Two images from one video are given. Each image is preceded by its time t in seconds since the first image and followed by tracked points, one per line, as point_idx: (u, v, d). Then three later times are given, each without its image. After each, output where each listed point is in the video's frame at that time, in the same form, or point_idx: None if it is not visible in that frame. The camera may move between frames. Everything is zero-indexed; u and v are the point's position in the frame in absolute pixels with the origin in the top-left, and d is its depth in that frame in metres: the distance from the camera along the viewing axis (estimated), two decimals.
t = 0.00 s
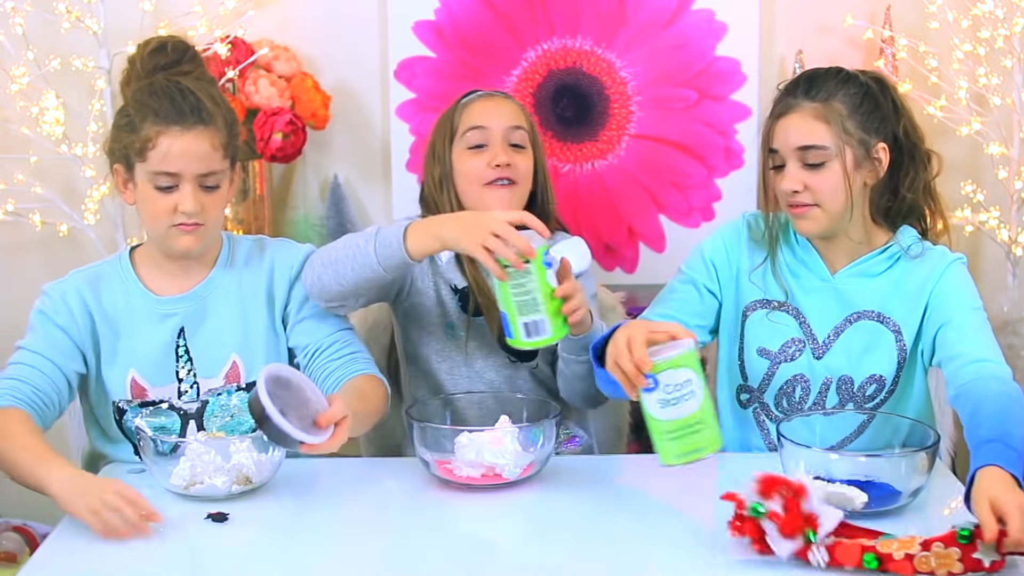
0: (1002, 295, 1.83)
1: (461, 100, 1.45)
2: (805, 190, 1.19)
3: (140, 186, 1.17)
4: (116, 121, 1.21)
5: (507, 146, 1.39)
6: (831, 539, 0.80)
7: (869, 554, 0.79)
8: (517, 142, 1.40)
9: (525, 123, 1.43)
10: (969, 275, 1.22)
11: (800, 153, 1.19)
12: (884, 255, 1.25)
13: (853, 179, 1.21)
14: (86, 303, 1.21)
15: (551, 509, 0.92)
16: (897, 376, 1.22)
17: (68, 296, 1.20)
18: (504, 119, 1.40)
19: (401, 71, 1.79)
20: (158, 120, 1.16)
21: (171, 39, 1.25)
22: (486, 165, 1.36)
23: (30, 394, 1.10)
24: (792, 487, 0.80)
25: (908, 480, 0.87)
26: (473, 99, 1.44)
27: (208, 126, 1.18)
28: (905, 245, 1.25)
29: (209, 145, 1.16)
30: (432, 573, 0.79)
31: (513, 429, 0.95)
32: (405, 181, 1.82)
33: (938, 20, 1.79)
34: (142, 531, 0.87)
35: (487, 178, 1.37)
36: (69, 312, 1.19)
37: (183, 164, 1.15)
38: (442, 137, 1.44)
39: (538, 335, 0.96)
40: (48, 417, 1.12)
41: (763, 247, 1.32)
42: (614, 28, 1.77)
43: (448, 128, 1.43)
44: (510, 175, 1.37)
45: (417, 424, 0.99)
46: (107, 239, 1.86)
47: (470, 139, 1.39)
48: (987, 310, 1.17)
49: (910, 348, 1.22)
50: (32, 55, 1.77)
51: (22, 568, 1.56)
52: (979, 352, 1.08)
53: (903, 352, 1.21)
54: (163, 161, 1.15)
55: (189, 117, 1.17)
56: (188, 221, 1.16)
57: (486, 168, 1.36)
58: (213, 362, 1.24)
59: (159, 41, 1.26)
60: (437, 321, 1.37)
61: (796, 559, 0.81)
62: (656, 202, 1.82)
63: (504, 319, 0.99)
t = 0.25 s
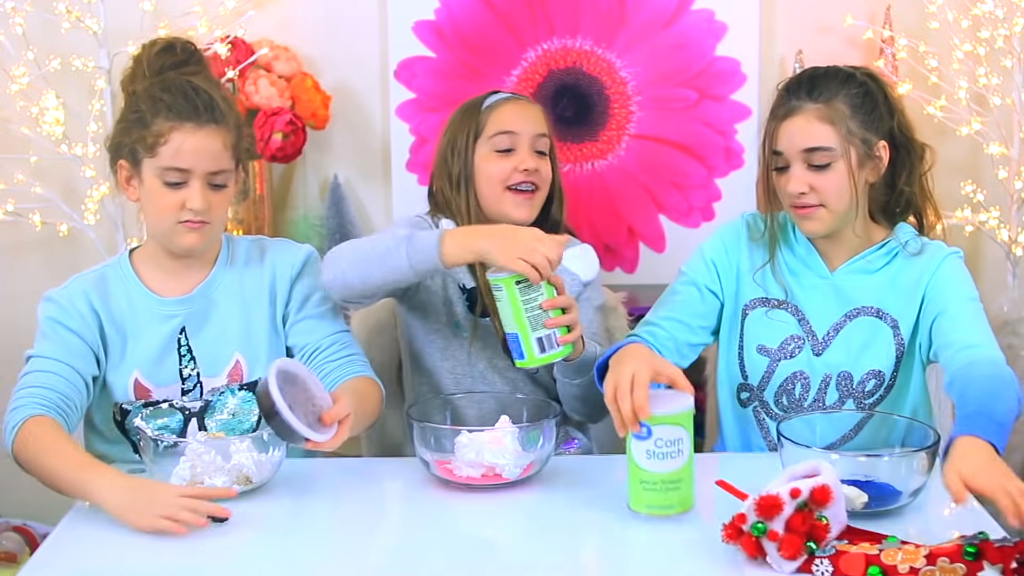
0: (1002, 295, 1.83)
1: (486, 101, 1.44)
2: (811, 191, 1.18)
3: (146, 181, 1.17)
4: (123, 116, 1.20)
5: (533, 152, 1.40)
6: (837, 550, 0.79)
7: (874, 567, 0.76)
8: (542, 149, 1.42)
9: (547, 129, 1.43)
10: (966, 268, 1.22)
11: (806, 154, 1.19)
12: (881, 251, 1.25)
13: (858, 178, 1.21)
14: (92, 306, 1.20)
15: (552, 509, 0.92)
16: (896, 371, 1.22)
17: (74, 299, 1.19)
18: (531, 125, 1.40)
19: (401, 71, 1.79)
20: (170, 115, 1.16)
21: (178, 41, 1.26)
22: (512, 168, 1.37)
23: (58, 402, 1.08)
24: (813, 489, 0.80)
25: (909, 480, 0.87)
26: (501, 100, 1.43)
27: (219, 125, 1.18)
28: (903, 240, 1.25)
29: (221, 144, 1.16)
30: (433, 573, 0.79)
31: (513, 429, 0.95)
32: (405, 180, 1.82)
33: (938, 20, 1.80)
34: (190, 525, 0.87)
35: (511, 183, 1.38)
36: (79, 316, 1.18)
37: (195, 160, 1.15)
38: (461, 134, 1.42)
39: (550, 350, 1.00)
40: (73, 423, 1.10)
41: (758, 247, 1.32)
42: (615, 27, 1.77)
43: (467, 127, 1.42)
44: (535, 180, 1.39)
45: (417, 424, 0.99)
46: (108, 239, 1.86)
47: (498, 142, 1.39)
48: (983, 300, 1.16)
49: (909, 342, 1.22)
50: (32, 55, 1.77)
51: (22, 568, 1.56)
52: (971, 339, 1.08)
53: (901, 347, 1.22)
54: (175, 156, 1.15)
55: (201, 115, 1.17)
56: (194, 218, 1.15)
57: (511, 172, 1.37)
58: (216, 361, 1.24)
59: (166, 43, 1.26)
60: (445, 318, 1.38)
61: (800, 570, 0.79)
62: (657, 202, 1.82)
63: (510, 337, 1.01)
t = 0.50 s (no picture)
0: (1002, 295, 1.83)
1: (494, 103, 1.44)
2: (810, 191, 1.18)
3: (149, 180, 1.17)
4: (127, 115, 1.20)
5: (541, 155, 1.40)
6: (837, 550, 0.79)
7: (874, 567, 0.76)
8: (549, 152, 1.42)
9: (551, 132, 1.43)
10: (964, 260, 1.21)
11: (805, 154, 1.18)
12: (878, 246, 1.25)
13: (856, 177, 1.21)
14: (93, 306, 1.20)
15: (552, 509, 0.92)
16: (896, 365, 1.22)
17: (75, 298, 1.19)
18: (538, 129, 1.40)
19: (401, 71, 1.79)
20: (174, 113, 1.16)
21: (182, 41, 1.26)
22: (519, 171, 1.37)
23: (60, 401, 1.08)
24: (812, 488, 0.80)
25: (908, 479, 0.87)
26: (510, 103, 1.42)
27: (223, 125, 1.18)
28: (899, 235, 1.25)
29: (225, 143, 1.16)
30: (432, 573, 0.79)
31: (514, 429, 0.95)
32: (405, 180, 1.82)
33: (938, 20, 1.80)
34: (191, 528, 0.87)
35: (517, 185, 1.37)
36: (80, 315, 1.18)
37: (199, 159, 1.14)
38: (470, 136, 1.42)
39: (557, 367, 1.01)
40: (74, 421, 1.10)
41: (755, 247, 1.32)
42: (615, 27, 1.77)
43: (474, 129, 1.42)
44: (542, 183, 1.39)
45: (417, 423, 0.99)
46: (108, 239, 1.86)
47: (505, 145, 1.39)
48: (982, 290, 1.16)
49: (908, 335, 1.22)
50: (32, 55, 1.77)
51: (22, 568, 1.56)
52: (974, 326, 1.08)
53: (901, 341, 1.22)
54: (180, 155, 1.14)
55: (207, 114, 1.17)
56: (197, 217, 1.15)
57: (519, 175, 1.37)
58: (217, 361, 1.24)
59: (169, 42, 1.26)
60: (456, 313, 1.38)
61: (800, 570, 0.79)
62: (657, 202, 1.82)
63: (520, 347, 1.02)
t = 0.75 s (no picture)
0: (1002, 295, 1.83)
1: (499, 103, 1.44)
2: (807, 191, 1.18)
3: (151, 180, 1.17)
4: (129, 115, 1.20)
5: (543, 155, 1.40)
6: (837, 550, 0.79)
7: (874, 567, 0.76)
8: (553, 152, 1.42)
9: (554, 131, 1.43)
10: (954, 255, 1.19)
11: (801, 154, 1.17)
12: (872, 245, 1.25)
13: (852, 176, 1.21)
14: (90, 308, 1.21)
15: (552, 509, 0.92)
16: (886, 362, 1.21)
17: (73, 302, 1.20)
18: (538, 129, 1.40)
19: (401, 71, 1.79)
20: (176, 114, 1.15)
21: (183, 42, 1.26)
22: (521, 171, 1.37)
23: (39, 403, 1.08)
24: (812, 488, 0.80)
25: (908, 479, 0.87)
26: (515, 103, 1.43)
27: (225, 126, 1.17)
28: (892, 235, 1.24)
29: (228, 144, 1.16)
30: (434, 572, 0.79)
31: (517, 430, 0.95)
32: (405, 180, 1.82)
33: (938, 21, 1.80)
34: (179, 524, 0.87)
35: (519, 184, 1.37)
36: (77, 318, 1.19)
37: (202, 160, 1.14)
38: (476, 135, 1.43)
39: (574, 376, 0.99)
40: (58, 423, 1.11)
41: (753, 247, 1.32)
42: (615, 27, 1.77)
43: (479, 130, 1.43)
44: (545, 183, 1.38)
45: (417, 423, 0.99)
46: (108, 239, 1.86)
47: (508, 145, 1.39)
48: (966, 282, 1.14)
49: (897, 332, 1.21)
50: (32, 55, 1.77)
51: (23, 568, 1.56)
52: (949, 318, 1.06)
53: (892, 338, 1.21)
54: (182, 156, 1.14)
55: (209, 115, 1.16)
56: (199, 217, 1.15)
57: (520, 174, 1.37)
58: (219, 362, 1.24)
59: (170, 42, 1.26)
60: (466, 305, 1.38)
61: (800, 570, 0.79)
62: (657, 202, 1.82)
63: (536, 358, 1.00)
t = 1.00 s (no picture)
0: (1002, 296, 1.83)
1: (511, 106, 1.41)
2: (789, 187, 1.18)
3: (152, 180, 1.16)
4: (132, 114, 1.19)
5: (554, 165, 1.38)
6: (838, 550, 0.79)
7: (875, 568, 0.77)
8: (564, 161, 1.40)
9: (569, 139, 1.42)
10: (942, 243, 1.20)
11: (786, 151, 1.17)
12: (858, 240, 1.25)
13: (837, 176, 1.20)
14: (84, 313, 1.21)
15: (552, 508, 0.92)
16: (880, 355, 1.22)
17: (63, 310, 1.21)
18: (555, 136, 1.38)
19: (401, 71, 1.79)
20: (179, 116, 1.16)
21: (189, 41, 1.26)
22: (530, 180, 1.36)
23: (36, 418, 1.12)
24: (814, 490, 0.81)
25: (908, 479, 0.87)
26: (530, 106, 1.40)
27: (227, 129, 1.17)
28: (875, 232, 1.24)
29: (229, 146, 1.15)
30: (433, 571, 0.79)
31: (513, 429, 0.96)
32: (405, 180, 1.82)
33: (938, 21, 1.80)
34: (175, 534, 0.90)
35: (527, 194, 1.37)
36: (70, 325, 1.20)
37: (202, 162, 1.14)
38: (487, 133, 1.41)
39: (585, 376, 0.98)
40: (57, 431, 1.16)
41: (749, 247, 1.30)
42: (615, 27, 1.77)
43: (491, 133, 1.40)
44: (552, 194, 1.38)
45: (416, 423, 0.99)
46: (107, 239, 1.86)
47: (519, 153, 1.37)
48: (957, 268, 1.16)
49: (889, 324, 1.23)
50: (32, 55, 1.77)
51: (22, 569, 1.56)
52: (943, 303, 1.08)
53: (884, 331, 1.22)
54: (184, 157, 1.14)
55: (211, 117, 1.16)
56: (198, 219, 1.15)
57: (528, 183, 1.36)
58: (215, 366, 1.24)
59: (174, 42, 1.26)
60: (472, 313, 1.36)
61: (800, 571, 0.78)
62: (657, 202, 1.82)
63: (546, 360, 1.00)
